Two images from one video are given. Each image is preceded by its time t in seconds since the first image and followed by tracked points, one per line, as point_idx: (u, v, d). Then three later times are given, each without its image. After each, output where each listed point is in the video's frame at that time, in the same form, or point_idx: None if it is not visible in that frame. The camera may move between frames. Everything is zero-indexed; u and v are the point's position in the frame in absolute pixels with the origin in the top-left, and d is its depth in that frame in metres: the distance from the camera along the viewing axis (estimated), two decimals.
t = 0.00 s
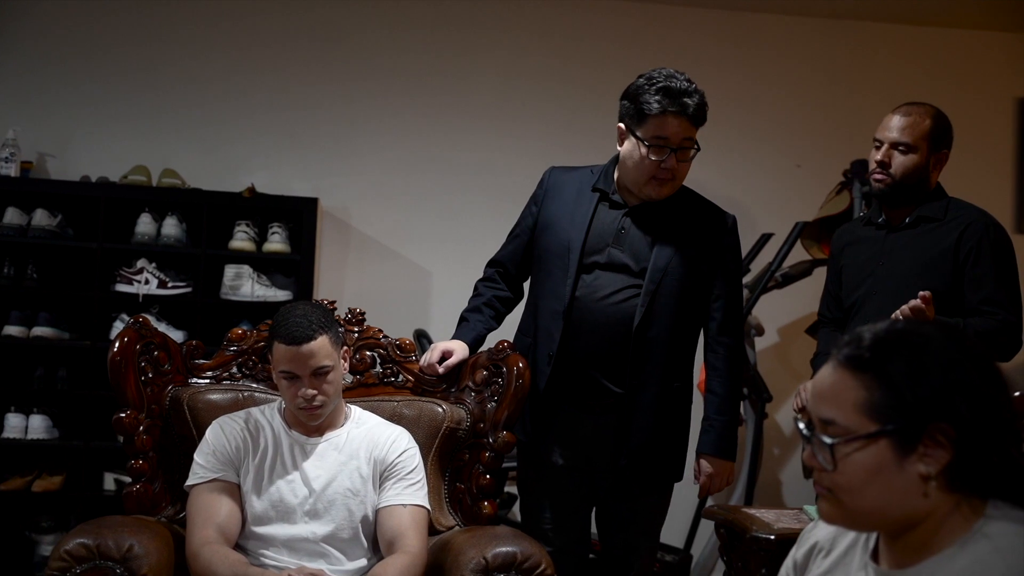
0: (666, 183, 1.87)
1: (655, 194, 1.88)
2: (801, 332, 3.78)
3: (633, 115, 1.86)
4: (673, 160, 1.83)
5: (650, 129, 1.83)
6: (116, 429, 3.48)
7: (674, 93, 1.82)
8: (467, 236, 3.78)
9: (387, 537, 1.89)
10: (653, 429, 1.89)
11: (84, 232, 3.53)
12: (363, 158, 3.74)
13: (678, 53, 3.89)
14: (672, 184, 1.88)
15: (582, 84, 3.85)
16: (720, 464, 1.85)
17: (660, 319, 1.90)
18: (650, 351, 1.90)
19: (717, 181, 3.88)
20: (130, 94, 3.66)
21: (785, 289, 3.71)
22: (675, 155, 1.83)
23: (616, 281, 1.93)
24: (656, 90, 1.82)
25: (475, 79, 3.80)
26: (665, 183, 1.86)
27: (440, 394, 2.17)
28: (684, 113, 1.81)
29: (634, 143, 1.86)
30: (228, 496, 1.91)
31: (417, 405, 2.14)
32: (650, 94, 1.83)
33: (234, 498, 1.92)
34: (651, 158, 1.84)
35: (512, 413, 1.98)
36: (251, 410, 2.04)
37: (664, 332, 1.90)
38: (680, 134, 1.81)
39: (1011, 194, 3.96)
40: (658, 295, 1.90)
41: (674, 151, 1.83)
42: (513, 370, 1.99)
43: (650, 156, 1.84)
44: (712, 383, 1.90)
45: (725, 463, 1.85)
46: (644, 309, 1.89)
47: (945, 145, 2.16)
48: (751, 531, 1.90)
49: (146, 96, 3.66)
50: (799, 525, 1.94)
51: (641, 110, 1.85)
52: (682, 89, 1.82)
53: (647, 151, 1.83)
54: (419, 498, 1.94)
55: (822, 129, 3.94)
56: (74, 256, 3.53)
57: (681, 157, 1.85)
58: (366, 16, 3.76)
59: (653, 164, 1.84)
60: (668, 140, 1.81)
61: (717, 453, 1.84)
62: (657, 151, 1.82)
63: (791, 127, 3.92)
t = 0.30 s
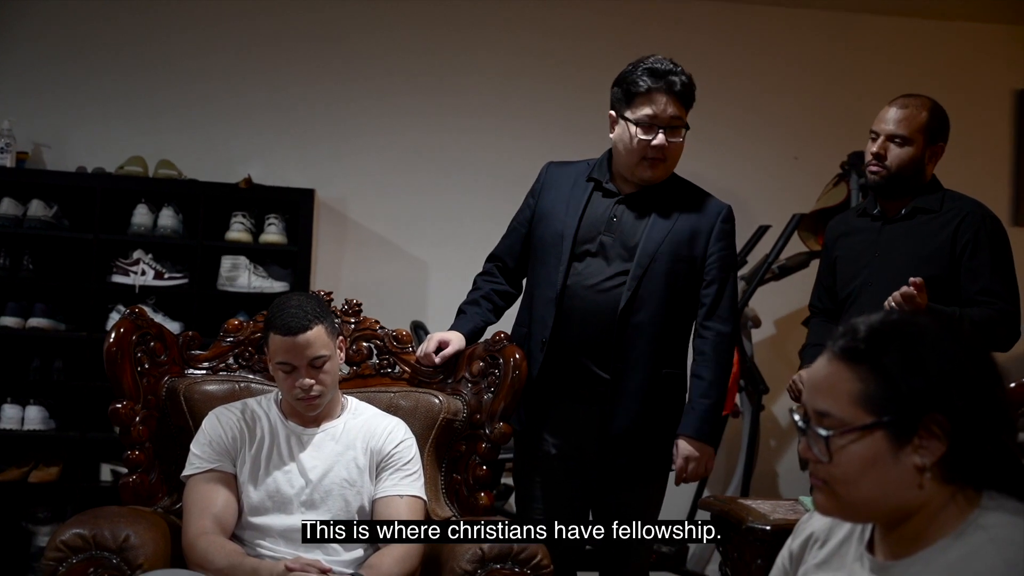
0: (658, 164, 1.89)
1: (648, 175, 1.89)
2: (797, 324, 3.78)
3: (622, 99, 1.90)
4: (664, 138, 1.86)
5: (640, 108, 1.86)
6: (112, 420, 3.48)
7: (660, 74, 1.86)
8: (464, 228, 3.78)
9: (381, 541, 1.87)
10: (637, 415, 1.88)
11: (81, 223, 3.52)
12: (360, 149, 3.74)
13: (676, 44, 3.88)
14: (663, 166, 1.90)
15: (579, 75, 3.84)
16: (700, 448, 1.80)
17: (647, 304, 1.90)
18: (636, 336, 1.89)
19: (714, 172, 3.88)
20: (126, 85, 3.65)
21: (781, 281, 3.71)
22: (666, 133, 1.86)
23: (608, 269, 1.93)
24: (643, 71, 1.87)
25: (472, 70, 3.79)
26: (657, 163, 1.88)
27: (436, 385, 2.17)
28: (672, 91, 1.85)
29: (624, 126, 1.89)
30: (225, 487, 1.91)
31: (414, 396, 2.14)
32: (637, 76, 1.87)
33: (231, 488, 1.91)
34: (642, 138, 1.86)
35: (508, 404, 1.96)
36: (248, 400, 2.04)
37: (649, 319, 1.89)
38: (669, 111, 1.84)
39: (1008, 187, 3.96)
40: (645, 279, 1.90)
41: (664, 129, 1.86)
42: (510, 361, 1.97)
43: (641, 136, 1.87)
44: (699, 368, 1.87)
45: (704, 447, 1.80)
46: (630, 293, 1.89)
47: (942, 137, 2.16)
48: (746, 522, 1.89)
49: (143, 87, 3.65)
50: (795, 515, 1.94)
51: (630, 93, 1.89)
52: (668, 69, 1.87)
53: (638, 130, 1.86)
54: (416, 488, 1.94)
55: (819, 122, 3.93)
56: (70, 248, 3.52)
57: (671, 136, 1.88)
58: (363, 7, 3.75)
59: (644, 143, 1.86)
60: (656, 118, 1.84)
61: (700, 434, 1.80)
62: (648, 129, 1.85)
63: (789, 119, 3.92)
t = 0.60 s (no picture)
0: (655, 151, 1.90)
1: (646, 162, 1.90)
2: (794, 320, 3.78)
3: (617, 91, 1.94)
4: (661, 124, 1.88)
5: (635, 96, 1.89)
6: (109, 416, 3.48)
7: (654, 63, 1.91)
8: (462, 224, 3.78)
9: (380, 541, 1.85)
10: (635, 409, 1.88)
11: (77, 218, 3.52)
12: (357, 144, 3.73)
13: (673, 38, 3.88)
14: (661, 153, 1.91)
15: (577, 70, 3.84)
16: (694, 435, 1.80)
17: (645, 296, 1.90)
18: (634, 328, 1.89)
19: (712, 167, 3.88)
20: (122, 80, 3.64)
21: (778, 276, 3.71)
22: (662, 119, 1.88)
23: (606, 262, 1.93)
24: (636, 62, 1.92)
25: (469, 65, 3.79)
26: (654, 149, 1.89)
27: (433, 380, 2.17)
28: (665, 78, 1.89)
29: (619, 116, 1.92)
30: (222, 481, 1.91)
31: (411, 391, 2.13)
32: (631, 66, 1.92)
33: (227, 483, 1.91)
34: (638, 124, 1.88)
35: (506, 399, 1.96)
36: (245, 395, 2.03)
37: (648, 310, 1.89)
38: (664, 97, 1.88)
39: (1005, 183, 3.96)
40: (643, 270, 1.90)
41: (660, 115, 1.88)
42: (507, 357, 1.97)
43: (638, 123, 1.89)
44: (695, 358, 1.87)
45: (698, 435, 1.81)
46: (628, 283, 1.89)
47: (936, 133, 2.15)
48: (743, 517, 1.89)
49: (140, 82, 3.65)
50: (791, 510, 1.93)
51: (624, 83, 1.93)
52: (660, 59, 1.92)
53: (634, 117, 1.89)
54: (413, 483, 1.93)
55: (816, 117, 3.93)
56: (66, 243, 3.52)
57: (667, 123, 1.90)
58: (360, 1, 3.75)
59: (641, 129, 1.88)
60: (653, 103, 1.87)
61: (692, 423, 1.80)
62: (644, 115, 1.88)
63: (786, 114, 3.92)
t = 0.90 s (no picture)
0: (655, 143, 1.90)
1: (646, 154, 1.89)
2: (792, 318, 3.78)
3: (614, 86, 1.94)
4: (659, 116, 1.88)
5: (633, 89, 1.90)
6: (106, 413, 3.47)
7: (651, 57, 1.92)
8: (461, 222, 3.78)
9: (380, 541, 1.84)
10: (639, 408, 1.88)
11: (75, 215, 3.52)
12: (356, 141, 3.73)
13: (672, 36, 3.88)
14: (660, 146, 1.91)
15: (575, 68, 3.83)
16: (711, 443, 1.84)
17: (649, 293, 1.90)
18: (638, 324, 1.90)
19: (710, 165, 3.88)
20: (120, 77, 3.64)
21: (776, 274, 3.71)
22: (660, 111, 1.89)
23: (606, 259, 1.93)
24: (633, 57, 1.93)
25: (467, 63, 3.79)
26: (654, 141, 1.89)
27: (431, 377, 2.16)
28: (662, 71, 1.90)
29: (618, 110, 1.92)
30: (219, 478, 1.90)
31: (408, 388, 2.12)
32: (627, 60, 1.92)
33: (225, 479, 1.91)
34: (636, 116, 1.88)
35: (503, 396, 1.97)
36: (243, 392, 2.03)
37: (652, 305, 1.90)
38: (661, 89, 1.89)
39: (1003, 181, 3.96)
40: (647, 268, 1.90)
41: (658, 107, 1.89)
42: (504, 354, 1.98)
43: (636, 116, 1.89)
44: (703, 361, 1.88)
45: (714, 442, 1.84)
46: (630, 281, 1.89)
47: (930, 131, 2.16)
48: (741, 515, 1.88)
49: (138, 78, 3.65)
50: (789, 508, 1.93)
51: (622, 78, 1.93)
52: (657, 54, 1.93)
53: (633, 109, 1.89)
54: (410, 480, 1.93)
55: (815, 115, 3.93)
56: (64, 240, 3.52)
57: (666, 116, 1.90)
58: None
59: (639, 120, 1.88)
60: (650, 95, 1.88)
61: (708, 431, 1.83)
62: (643, 107, 1.88)
63: (785, 112, 3.92)
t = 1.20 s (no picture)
0: (652, 137, 1.89)
1: (642, 148, 1.88)
2: (791, 319, 3.78)
3: (613, 86, 1.96)
4: (654, 111, 1.88)
5: (628, 86, 1.91)
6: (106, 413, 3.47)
7: (648, 55, 1.93)
8: (460, 222, 3.78)
9: (380, 541, 1.84)
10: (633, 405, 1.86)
11: (74, 215, 3.51)
12: (355, 141, 3.73)
13: (672, 36, 3.88)
14: (658, 141, 1.90)
15: (575, 68, 3.83)
16: (708, 443, 1.83)
17: (644, 294, 1.89)
18: (634, 323, 1.89)
19: (710, 165, 3.88)
20: (120, 76, 3.64)
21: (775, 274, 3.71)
22: (655, 106, 1.89)
23: (606, 260, 1.93)
24: (630, 57, 1.94)
25: (467, 62, 3.78)
26: (650, 135, 1.88)
27: (431, 377, 2.16)
28: (657, 68, 1.91)
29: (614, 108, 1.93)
30: (219, 477, 1.90)
31: (408, 389, 2.12)
32: (624, 59, 1.94)
33: (224, 479, 1.91)
34: (631, 112, 1.89)
35: (503, 396, 1.99)
36: (243, 392, 2.02)
37: (647, 306, 1.89)
38: (655, 84, 1.89)
39: (1002, 181, 3.96)
40: (643, 268, 1.90)
41: (653, 103, 1.89)
42: (503, 354, 1.99)
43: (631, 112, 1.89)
44: (701, 362, 1.88)
45: (713, 442, 1.83)
46: (626, 281, 1.89)
47: (927, 129, 2.16)
48: (740, 515, 1.88)
49: (138, 78, 3.64)
50: (788, 508, 1.93)
51: (619, 77, 1.95)
52: (655, 53, 1.94)
53: (627, 106, 1.90)
54: (410, 479, 1.93)
55: (814, 115, 3.93)
56: (63, 240, 3.52)
57: (662, 111, 1.89)
58: None
59: (633, 116, 1.89)
60: (644, 91, 1.89)
61: (707, 432, 1.82)
62: (637, 103, 1.89)
63: (784, 112, 3.92)
